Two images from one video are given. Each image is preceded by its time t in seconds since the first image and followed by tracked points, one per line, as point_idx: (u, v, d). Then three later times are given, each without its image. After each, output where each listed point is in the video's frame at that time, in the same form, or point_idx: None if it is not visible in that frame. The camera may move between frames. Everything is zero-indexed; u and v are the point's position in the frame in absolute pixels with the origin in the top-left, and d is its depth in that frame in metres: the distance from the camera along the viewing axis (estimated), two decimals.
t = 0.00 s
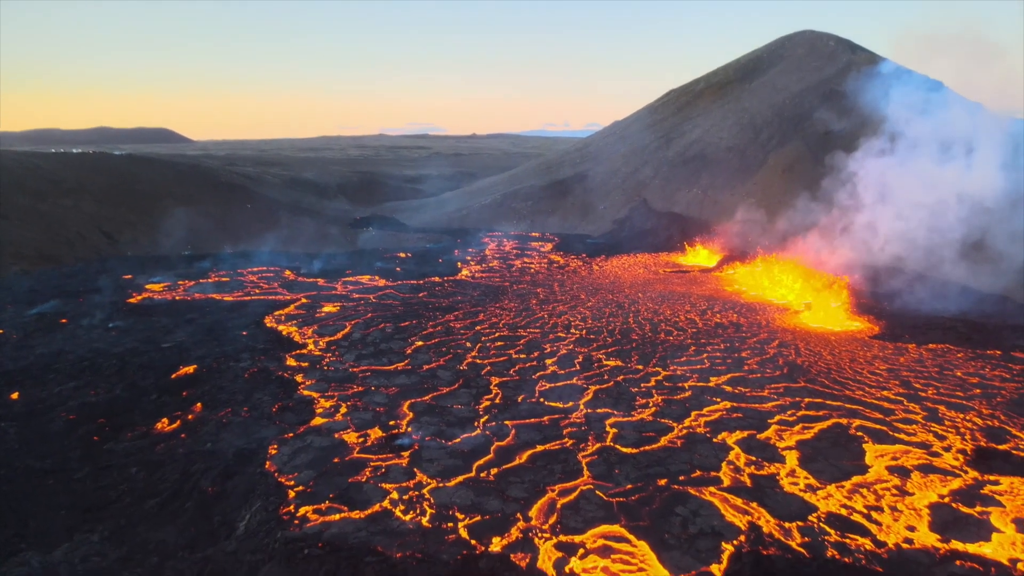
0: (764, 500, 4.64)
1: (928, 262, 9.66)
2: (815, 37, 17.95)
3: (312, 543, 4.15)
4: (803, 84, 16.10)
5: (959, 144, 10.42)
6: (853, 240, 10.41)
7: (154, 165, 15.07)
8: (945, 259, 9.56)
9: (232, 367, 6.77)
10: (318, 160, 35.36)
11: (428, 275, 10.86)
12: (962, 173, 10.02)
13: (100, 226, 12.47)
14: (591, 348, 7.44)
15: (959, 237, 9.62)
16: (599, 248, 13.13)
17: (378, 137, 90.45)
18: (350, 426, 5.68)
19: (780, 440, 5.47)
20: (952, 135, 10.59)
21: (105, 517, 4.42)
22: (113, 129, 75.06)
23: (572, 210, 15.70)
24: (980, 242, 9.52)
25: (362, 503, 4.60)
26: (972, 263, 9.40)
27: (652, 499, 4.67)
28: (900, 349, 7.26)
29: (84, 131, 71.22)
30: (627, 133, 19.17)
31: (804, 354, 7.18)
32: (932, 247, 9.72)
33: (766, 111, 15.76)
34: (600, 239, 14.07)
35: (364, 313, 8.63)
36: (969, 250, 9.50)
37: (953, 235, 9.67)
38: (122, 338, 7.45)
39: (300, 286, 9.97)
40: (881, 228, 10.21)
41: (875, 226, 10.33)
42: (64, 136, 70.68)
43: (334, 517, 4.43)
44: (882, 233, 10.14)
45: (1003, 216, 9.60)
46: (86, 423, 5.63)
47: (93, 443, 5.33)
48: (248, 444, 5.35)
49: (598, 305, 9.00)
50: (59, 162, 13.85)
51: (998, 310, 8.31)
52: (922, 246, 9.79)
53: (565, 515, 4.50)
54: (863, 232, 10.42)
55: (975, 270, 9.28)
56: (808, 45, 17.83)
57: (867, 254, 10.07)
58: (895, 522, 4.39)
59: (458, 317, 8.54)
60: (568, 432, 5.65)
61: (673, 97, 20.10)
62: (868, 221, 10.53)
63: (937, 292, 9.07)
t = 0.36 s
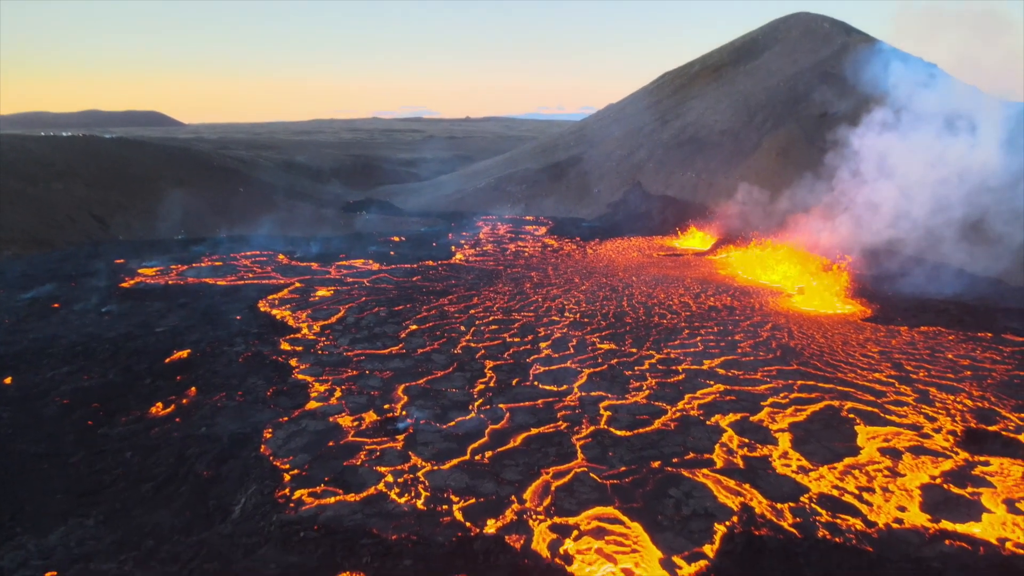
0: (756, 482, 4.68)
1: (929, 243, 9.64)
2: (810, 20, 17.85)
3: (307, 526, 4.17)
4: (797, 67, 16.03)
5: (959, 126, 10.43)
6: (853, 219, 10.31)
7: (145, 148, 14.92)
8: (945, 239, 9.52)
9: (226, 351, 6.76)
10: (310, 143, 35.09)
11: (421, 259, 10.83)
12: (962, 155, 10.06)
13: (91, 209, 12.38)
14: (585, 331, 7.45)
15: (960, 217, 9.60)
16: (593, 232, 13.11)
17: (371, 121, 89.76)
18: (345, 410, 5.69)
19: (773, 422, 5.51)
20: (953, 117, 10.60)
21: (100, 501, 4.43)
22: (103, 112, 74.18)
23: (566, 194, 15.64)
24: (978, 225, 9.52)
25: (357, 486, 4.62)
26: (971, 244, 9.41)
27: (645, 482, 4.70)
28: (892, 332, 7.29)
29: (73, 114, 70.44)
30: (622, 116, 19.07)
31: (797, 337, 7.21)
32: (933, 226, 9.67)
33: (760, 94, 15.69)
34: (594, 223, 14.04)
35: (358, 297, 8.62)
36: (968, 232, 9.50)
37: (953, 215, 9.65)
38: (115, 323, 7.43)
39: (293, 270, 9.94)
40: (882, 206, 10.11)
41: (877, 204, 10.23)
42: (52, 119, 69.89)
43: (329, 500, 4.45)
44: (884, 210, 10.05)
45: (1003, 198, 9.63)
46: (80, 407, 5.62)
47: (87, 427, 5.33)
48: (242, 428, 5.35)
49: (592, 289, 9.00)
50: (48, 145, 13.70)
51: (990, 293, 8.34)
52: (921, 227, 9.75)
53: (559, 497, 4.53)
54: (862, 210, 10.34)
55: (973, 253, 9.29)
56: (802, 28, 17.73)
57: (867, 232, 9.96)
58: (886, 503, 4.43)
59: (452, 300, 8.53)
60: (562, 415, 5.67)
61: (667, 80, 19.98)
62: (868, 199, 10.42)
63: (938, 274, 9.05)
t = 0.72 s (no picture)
0: (749, 463, 4.72)
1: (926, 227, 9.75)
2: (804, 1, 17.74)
3: (302, 509, 4.19)
4: (791, 48, 15.95)
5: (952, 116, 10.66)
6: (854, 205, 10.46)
7: (135, 131, 14.76)
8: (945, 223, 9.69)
9: (219, 335, 6.74)
10: (302, 126, 34.76)
11: (414, 242, 10.80)
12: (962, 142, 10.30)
13: (81, 193, 12.27)
14: (579, 314, 7.46)
15: (960, 203, 9.81)
16: (586, 215, 13.08)
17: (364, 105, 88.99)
18: (339, 393, 5.70)
19: (765, 404, 5.54)
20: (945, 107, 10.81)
21: (95, 485, 4.43)
22: (92, 94, 73.28)
23: (560, 176, 15.57)
24: (979, 209, 9.70)
25: (352, 468, 4.64)
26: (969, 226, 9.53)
27: (639, 463, 4.73)
28: (884, 314, 7.33)
29: (61, 96, 69.53)
30: (616, 98, 18.96)
31: (790, 319, 7.24)
32: (934, 212, 9.87)
33: (755, 76, 15.61)
34: (588, 205, 14.01)
35: (351, 280, 8.60)
36: (968, 216, 9.66)
37: (953, 202, 9.87)
38: (107, 308, 7.39)
39: (285, 254, 9.89)
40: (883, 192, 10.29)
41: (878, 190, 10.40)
42: (41, 101, 68.99)
43: (324, 483, 4.47)
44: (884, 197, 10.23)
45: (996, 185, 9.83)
46: (73, 391, 5.61)
47: (80, 412, 5.32)
48: (237, 411, 5.36)
49: (586, 271, 9.00)
50: (36, 127, 13.52)
51: (982, 274, 8.36)
52: (920, 213, 9.93)
53: (553, 479, 4.56)
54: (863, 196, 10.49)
55: (973, 235, 9.40)
56: (797, 10, 17.62)
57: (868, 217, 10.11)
58: (877, 483, 4.48)
59: (446, 284, 8.53)
60: (556, 397, 5.69)
61: (661, 62, 19.86)
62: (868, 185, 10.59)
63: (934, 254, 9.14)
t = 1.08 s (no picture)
0: (741, 449, 4.74)
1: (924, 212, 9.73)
2: None
3: (297, 496, 4.20)
4: (784, 34, 15.89)
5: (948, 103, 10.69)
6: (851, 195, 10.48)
7: (124, 117, 14.61)
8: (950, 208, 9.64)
9: (212, 323, 6.72)
10: (293, 113, 34.48)
11: (407, 229, 10.76)
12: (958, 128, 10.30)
13: (71, 180, 12.16)
14: (572, 301, 7.46)
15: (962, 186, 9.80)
16: (579, 201, 13.05)
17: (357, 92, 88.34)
18: (332, 381, 5.69)
19: (757, 391, 5.56)
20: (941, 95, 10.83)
21: (88, 473, 4.43)
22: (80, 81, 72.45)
23: (554, 163, 15.51)
24: (979, 192, 9.70)
25: (346, 456, 4.65)
26: (967, 209, 9.49)
27: (632, 450, 4.76)
28: (875, 300, 7.35)
29: (49, 82, 68.68)
30: (610, 84, 18.87)
31: (782, 306, 7.25)
32: (934, 197, 9.85)
33: (748, 62, 15.55)
34: (582, 192, 13.97)
35: (344, 268, 8.57)
36: (970, 199, 9.63)
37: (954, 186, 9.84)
38: (98, 296, 7.35)
39: (278, 241, 9.84)
40: (882, 182, 10.31)
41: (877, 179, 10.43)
42: (28, 86, 68.13)
43: (318, 470, 4.48)
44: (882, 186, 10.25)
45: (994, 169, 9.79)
46: (65, 380, 5.59)
47: (73, 400, 5.30)
48: (230, 399, 5.35)
49: (579, 258, 8.99)
50: (24, 113, 13.35)
51: (975, 260, 8.36)
52: (918, 198, 9.92)
53: (546, 465, 4.57)
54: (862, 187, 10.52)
55: (971, 218, 9.35)
56: None
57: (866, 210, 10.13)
58: (868, 468, 4.51)
59: (439, 271, 8.51)
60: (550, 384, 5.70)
61: (654, 48, 19.76)
62: (864, 176, 10.63)
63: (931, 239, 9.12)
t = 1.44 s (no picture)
0: (733, 437, 4.77)
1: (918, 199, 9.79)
2: None
3: (289, 487, 4.20)
4: (776, 23, 15.87)
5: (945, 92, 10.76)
6: (846, 182, 10.47)
7: (112, 107, 14.46)
8: (943, 198, 9.68)
9: (203, 314, 6.69)
10: (283, 102, 34.21)
11: (399, 219, 10.72)
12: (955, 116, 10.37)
13: (59, 170, 12.04)
14: (564, 291, 7.46)
15: (955, 177, 9.84)
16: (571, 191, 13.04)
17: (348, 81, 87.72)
18: (324, 372, 5.69)
19: (749, 379, 5.59)
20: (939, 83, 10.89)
21: (80, 465, 4.41)
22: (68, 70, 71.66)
23: (546, 153, 15.47)
24: (973, 183, 9.75)
25: (338, 446, 4.65)
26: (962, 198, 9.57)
27: (624, 439, 4.78)
28: (866, 289, 7.39)
29: (36, 72, 67.86)
30: (602, 73, 18.81)
31: (773, 295, 7.28)
32: (931, 184, 9.90)
33: (740, 51, 15.53)
34: (573, 182, 13.95)
35: (335, 259, 8.54)
36: (963, 190, 9.68)
37: (948, 177, 9.90)
38: (88, 287, 7.30)
39: (269, 232, 9.79)
40: (878, 170, 10.34)
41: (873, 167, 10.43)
42: (14, 76, 67.31)
43: (310, 461, 4.48)
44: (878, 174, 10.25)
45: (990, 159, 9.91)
46: (55, 372, 5.56)
47: (63, 392, 5.28)
48: (221, 390, 5.34)
49: (571, 248, 8.99)
50: (10, 103, 13.19)
51: (964, 249, 8.42)
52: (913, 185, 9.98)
53: (539, 455, 4.59)
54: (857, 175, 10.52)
55: (966, 206, 9.43)
56: None
57: (860, 198, 10.14)
58: (858, 456, 4.55)
59: (431, 261, 8.49)
60: (542, 374, 5.71)
61: (646, 37, 19.71)
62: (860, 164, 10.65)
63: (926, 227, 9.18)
